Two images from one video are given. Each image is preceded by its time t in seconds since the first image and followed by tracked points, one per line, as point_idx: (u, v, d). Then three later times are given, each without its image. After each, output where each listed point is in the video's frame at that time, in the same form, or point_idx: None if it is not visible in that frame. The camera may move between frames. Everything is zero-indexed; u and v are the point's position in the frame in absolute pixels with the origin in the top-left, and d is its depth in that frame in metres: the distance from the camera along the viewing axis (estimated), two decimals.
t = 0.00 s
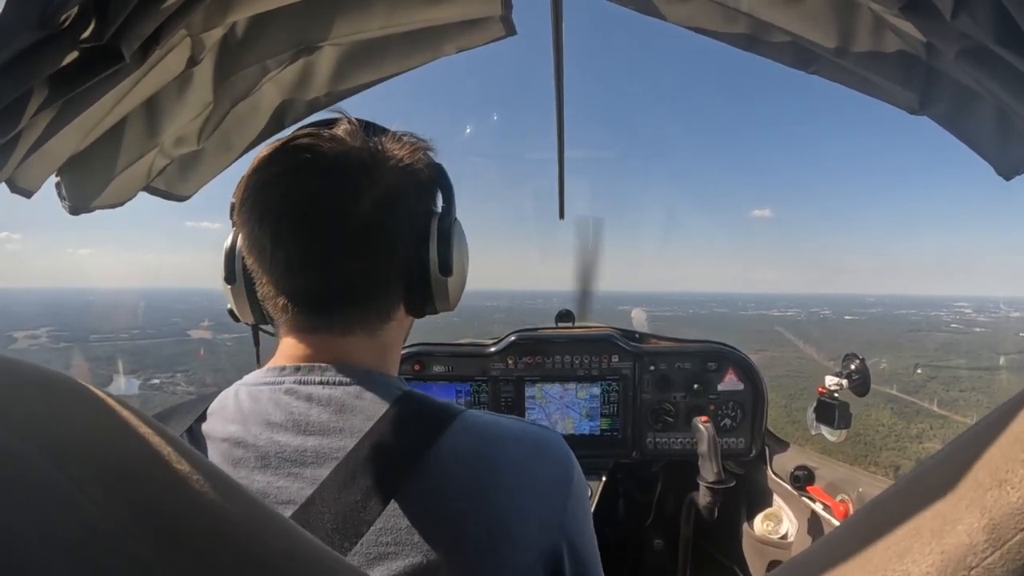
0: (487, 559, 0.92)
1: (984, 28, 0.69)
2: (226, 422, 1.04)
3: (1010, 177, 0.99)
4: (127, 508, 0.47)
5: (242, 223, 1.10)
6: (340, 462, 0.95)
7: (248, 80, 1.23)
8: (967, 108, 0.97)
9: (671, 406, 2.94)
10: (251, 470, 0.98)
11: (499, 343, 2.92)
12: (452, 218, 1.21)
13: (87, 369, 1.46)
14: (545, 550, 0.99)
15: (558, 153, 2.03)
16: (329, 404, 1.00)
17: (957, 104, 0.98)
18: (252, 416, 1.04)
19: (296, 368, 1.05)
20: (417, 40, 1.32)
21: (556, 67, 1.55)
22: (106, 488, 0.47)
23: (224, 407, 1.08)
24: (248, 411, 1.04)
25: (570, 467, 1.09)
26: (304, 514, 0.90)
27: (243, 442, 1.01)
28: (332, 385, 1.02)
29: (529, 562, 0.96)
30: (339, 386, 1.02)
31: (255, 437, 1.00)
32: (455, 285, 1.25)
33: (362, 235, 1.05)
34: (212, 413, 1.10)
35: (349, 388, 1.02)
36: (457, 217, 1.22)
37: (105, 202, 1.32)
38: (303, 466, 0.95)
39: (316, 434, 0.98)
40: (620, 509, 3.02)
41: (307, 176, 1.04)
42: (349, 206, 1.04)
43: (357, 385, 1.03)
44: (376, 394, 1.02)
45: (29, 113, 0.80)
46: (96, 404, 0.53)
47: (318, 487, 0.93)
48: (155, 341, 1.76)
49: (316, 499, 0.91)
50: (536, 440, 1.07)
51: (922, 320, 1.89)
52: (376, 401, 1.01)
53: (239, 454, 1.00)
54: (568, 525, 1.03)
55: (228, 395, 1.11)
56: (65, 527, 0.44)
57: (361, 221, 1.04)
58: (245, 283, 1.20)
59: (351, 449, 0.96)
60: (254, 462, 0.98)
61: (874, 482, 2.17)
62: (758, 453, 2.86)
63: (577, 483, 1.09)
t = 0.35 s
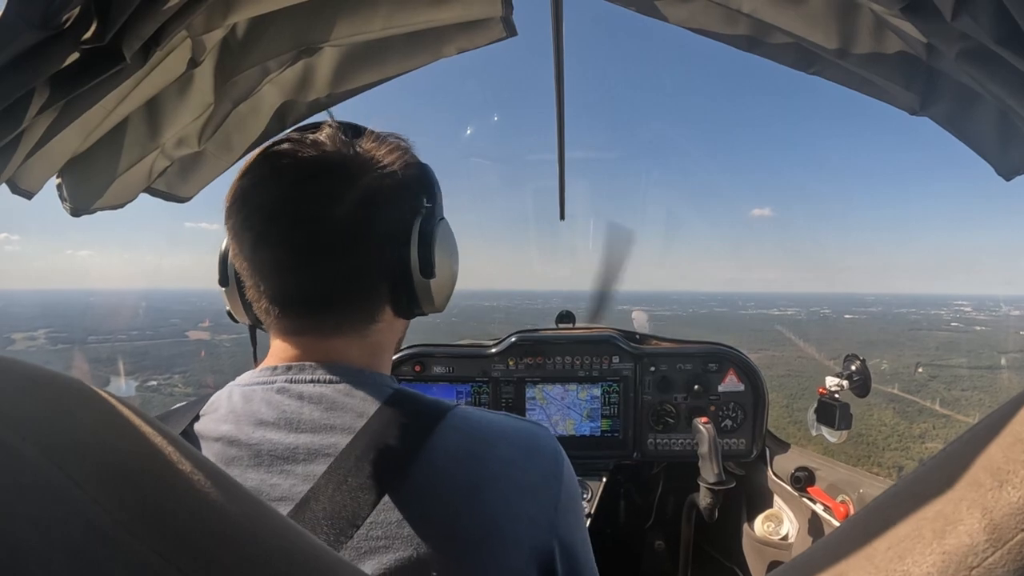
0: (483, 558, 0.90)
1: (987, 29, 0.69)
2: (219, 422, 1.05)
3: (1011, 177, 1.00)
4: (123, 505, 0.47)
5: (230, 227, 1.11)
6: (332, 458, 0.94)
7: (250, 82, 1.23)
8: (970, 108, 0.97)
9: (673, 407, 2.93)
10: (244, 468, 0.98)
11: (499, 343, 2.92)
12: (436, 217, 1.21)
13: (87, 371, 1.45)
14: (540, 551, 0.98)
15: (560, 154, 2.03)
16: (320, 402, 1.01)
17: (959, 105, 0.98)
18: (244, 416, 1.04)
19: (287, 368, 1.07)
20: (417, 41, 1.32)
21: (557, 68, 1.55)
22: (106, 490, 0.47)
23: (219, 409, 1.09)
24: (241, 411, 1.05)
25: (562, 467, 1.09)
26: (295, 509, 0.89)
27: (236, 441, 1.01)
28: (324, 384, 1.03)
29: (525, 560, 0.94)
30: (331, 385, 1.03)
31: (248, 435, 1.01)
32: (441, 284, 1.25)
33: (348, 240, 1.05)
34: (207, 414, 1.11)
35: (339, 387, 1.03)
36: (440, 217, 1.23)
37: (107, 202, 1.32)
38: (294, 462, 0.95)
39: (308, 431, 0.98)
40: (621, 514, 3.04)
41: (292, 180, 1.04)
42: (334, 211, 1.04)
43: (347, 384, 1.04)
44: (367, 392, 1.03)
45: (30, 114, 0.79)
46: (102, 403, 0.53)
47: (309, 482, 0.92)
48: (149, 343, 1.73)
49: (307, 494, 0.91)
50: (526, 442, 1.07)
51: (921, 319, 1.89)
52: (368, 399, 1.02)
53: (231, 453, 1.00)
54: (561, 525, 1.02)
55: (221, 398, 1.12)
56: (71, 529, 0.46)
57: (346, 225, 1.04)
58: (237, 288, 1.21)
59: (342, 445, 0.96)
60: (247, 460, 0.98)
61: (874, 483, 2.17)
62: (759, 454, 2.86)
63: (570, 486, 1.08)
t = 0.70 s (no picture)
0: (478, 551, 0.91)
1: (986, 30, 0.69)
2: (218, 419, 1.05)
3: (1010, 180, 1.00)
4: (122, 502, 0.47)
5: (228, 241, 1.19)
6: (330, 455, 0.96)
7: (249, 79, 1.23)
8: (970, 110, 0.97)
9: (671, 407, 2.93)
10: (246, 465, 1.00)
11: (498, 342, 2.92)
12: (394, 213, 1.14)
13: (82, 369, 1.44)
14: (536, 544, 0.97)
15: (560, 154, 2.03)
16: (317, 398, 1.01)
17: (960, 106, 0.98)
18: (243, 413, 1.05)
19: (286, 364, 1.07)
20: (418, 40, 1.32)
21: (557, 67, 1.55)
22: (106, 489, 0.47)
23: (219, 404, 1.10)
24: (240, 408, 1.06)
25: (560, 459, 1.07)
26: (296, 506, 0.92)
27: (237, 438, 1.02)
28: (321, 379, 1.03)
29: (522, 553, 0.95)
30: (329, 380, 1.03)
31: (248, 432, 1.02)
32: (418, 285, 1.19)
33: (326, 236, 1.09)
34: (207, 410, 1.12)
35: (336, 382, 1.03)
36: (401, 212, 1.15)
37: (107, 199, 1.33)
38: (293, 459, 0.97)
39: (306, 427, 0.99)
40: (619, 513, 3.02)
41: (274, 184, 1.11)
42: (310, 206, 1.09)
43: (347, 378, 1.04)
44: (365, 386, 1.03)
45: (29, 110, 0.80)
46: (103, 402, 0.53)
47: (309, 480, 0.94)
48: (148, 345, 1.77)
49: (307, 492, 0.93)
50: (523, 434, 1.05)
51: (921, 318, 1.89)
52: (366, 394, 1.02)
53: (233, 450, 1.01)
54: (558, 519, 1.01)
55: (220, 395, 1.12)
56: (70, 527, 0.45)
57: (323, 221, 1.09)
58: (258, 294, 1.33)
59: (339, 441, 0.97)
60: (247, 457, 1.00)
61: (873, 484, 2.17)
62: (756, 454, 2.86)
63: (568, 477, 1.06)
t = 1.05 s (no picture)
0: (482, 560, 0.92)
1: (992, 30, 0.69)
2: (225, 418, 1.07)
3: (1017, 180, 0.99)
4: (128, 498, 0.47)
5: (244, 239, 1.25)
6: (337, 456, 0.96)
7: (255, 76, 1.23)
8: (975, 109, 0.97)
9: (674, 406, 2.93)
10: (251, 464, 1.00)
11: (502, 340, 2.93)
12: (398, 214, 1.15)
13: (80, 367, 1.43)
14: (541, 554, 0.98)
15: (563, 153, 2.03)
16: (326, 399, 1.03)
17: (963, 107, 0.98)
18: (251, 412, 1.06)
19: (296, 364, 1.10)
20: (423, 38, 1.32)
21: (562, 66, 1.55)
22: (110, 483, 0.47)
23: (227, 403, 1.11)
24: (248, 408, 1.07)
25: (566, 469, 1.09)
26: (301, 506, 0.91)
27: (244, 436, 1.03)
28: (332, 381, 1.05)
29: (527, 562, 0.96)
30: (340, 381, 1.06)
31: (256, 431, 1.03)
32: (424, 287, 1.19)
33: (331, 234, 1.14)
34: (216, 409, 1.13)
35: (346, 384, 1.05)
36: (405, 214, 1.15)
37: (111, 195, 1.32)
38: (300, 459, 0.97)
39: (314, 428, 1.00)
40: (622, 512, 3.03)
41: (284, 184, 1.18)
42: (316, 204, 1.14)
43: (357, 379, 1.06)
44: (375, 387, 1.05)
45: (38, 105, 0.79)
46: (110, 394, 0.52)
47: (314, 480, 0.95)
48: (146, 345, 1.75)
49: (312, 492, 0.93)
50: (531, 442, 1.07)
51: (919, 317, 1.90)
52: (375, 397, 1.04)
53: (239, 449, 1.02)
54: (564, 530, 1.02)
55: (230, 394, 1.14)
56: (73, 524, 0.45)
57: (329, 219, 1.14)
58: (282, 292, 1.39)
59: (347, 443, 0.98)
60: (254, 456, 1.00)
61: (874, 485, 2.18)
62: (759, 455, 2.87)
63: (574, 487, 1.08)
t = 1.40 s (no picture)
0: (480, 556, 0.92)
1: (1000, 34, 0.70)
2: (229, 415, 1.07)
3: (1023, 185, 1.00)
4: (134, 495, 0.47)
5: (250, 242, 1.26)
6: (341, 453, 0.97)
7: (261, 75, 1.22)
8: (982, 111, 0.98)
9: (679, 407, 2.94)
10: (255, 460, 1.00)
11: (507, 341, 2.95)
12: (401, 215, 1.16)
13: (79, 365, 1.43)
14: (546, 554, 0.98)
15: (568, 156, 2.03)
16: (331, 395, 1.03)
17: (971, 109, 0.99)
18: (256, 409, 1.06)
19: (300, 361, 1.09)
20: (428, 38, 1.32)
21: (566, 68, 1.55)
22: (118, 481, 0.47)
23: (232, 400, 1.12)
24: (252, 404, 1.07)
25: (569, 467, 1.08)
26: (304, 504, 0.91)
27: (248, 434, 1.03)
28: (335, 378, 1.05)
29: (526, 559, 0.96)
30: (344, 378, 1.05)
31: (260, 429, 1.03)
32: (425, 287, 1.20)
33: (335, 234, 1.15)
34: (220, 406, 1.14)
35: (350, 381, 1.05)
36: (408, 215, 1.16)
37: (118, 194, 1.33)
38: (304, 456, 0.97)
39: (319, 425, 1.00)
40: (625, 513, 3.02)
41: (290, 185, 1.18)
42: (322, 205, 1.15)
43: (360, 376, 1.06)
44: (378, 384, 1.05)
45: (44, 104, 0.78)
46: (115, 390, 0.52)
47: (319, 476, 0.95)
48: (143, 346, 1.74)
49: (316, 488, 0.93)
50: (535, 440, 1.07)
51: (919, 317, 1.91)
52: (379, 394, 1.04)
53: (244, 446, 1.02)
54: (567, 530, 1.01)
55: (234, 391, 1.14)
56: (80, 521, 0.44)
57: (333, 219, 1.15)
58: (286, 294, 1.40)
59: (351, 439, 0.98)
60: (258, 453, 1.00)
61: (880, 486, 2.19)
62: (765, 457, 2.87)
63: (578, 487, 1.08)
